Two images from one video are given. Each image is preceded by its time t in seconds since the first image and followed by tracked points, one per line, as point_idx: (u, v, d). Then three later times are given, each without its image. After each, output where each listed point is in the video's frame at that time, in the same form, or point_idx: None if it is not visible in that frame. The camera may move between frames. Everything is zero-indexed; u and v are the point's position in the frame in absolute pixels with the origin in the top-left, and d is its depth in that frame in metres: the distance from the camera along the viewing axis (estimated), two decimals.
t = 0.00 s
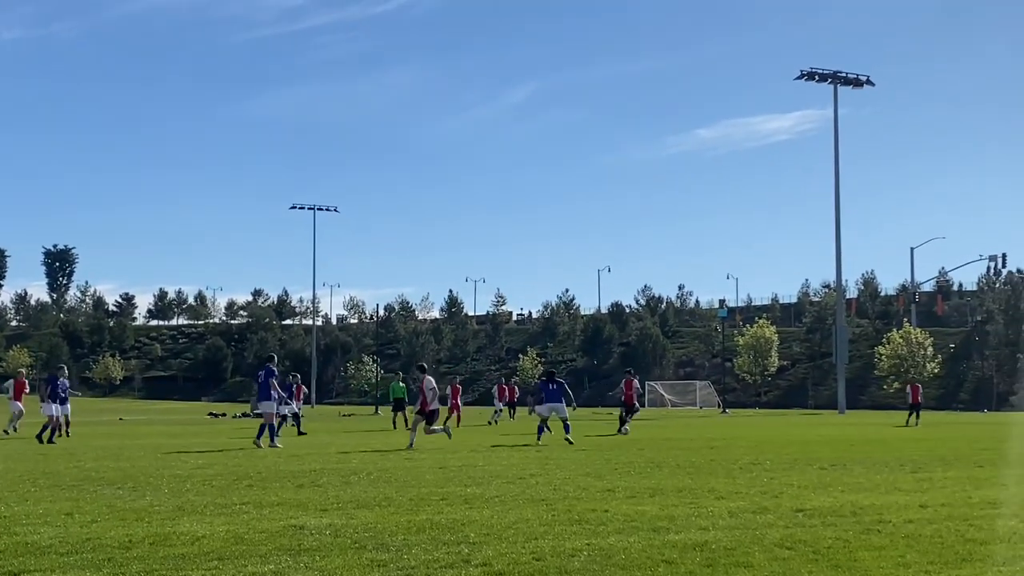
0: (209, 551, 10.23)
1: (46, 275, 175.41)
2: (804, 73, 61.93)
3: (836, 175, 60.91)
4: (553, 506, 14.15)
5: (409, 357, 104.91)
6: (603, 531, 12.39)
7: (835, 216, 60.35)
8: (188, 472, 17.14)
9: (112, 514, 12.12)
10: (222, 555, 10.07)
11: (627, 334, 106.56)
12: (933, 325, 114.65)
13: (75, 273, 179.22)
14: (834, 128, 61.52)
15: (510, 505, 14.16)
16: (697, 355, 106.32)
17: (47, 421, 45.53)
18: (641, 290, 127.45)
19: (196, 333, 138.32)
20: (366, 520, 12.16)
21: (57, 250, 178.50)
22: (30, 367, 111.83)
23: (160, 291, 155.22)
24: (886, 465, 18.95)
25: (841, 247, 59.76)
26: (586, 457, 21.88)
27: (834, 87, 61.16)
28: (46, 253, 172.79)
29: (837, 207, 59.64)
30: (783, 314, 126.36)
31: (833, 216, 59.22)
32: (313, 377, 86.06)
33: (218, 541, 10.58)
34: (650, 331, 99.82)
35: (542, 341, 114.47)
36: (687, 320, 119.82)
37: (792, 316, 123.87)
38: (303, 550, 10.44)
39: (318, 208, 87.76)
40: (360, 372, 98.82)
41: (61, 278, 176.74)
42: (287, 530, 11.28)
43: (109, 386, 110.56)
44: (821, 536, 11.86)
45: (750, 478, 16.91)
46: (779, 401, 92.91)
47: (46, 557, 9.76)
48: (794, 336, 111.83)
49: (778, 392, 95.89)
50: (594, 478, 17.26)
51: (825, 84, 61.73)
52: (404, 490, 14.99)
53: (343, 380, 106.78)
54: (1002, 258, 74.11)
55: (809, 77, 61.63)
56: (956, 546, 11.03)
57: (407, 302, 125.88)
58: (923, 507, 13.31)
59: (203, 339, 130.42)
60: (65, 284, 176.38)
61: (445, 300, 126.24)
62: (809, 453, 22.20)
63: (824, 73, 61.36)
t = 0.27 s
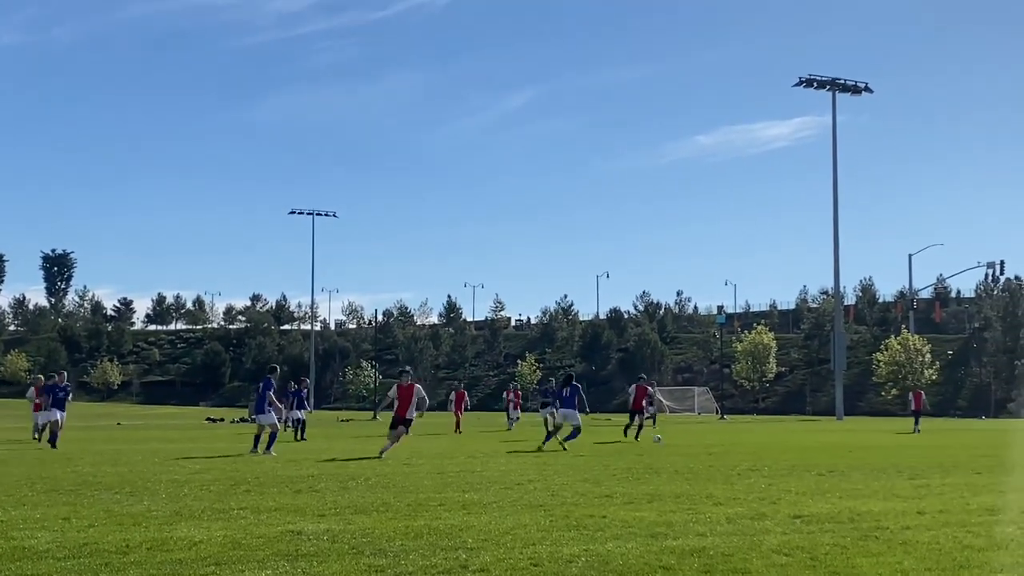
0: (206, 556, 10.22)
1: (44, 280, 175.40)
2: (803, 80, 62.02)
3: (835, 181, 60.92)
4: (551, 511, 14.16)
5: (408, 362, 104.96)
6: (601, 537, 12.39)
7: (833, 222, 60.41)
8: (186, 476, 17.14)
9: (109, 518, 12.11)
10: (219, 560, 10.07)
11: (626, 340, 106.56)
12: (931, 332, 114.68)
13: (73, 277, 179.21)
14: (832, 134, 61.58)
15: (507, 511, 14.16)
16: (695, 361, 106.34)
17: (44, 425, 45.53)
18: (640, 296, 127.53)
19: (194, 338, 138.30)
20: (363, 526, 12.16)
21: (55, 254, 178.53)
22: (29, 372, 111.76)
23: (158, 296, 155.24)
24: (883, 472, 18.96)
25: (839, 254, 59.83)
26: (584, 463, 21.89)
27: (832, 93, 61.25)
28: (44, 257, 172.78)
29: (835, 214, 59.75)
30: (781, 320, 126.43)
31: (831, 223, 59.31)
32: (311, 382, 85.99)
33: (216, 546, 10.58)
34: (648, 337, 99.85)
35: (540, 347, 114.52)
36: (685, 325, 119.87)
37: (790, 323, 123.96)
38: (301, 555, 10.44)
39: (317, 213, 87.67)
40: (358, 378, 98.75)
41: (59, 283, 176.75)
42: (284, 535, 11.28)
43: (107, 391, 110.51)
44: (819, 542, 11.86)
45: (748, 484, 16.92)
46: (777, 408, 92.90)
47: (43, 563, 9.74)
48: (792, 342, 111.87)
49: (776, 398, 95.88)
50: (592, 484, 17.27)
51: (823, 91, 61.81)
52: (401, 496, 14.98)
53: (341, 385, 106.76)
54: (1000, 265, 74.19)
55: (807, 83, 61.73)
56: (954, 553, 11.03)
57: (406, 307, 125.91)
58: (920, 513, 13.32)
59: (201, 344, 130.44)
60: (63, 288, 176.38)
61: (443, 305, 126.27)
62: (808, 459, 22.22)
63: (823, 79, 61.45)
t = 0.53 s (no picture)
0: (201, 560, 10.23)
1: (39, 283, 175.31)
2: (799, 85, 62.09)
3: (830, 186, 60.94)
4: (546, 516, 14.16)
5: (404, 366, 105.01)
6: (595, 541, 12.40)
7: (829, 228, 60.46)
8: (181, 480, 17.16)
9: (104, 523, 12.11)
10: (214, 564, 10.07)
11: (621, 345, 106.65)
12: (926, 337, 114.82)
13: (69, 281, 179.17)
14: (828, 140, 61.63)
15: (502, 515, 14.17)
16: (691, 366, 106.42)
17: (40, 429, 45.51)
18: (635, 301, 127.67)
19: (189, 342, 138.27)
20: (358, 530, 12.17)
21: (50, 258, 178.49)
22: (24, 376, 111.65)
23: (154, 300, 155.20)
24: (879, 476, 18.96)
25: (834, 260, 59.92)
26: (580, 468, 21.88)
27: (828, 99, 61.31)
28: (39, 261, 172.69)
29: (831, 219, 59.85)
30: (777, 325, 126.57)
31: (827, 229, 59.38)
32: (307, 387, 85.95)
33: (211, 551, 10.59)
34: (644, 342, 99.87)
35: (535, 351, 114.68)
36: (681, 331, 119.96)
37: (785, 328, 124.09)
38: (295, 560, 10.45)
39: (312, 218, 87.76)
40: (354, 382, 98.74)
41: (55, 286, 176.65)
42: (279, 540, 11.28)
43: (102, 395, 110.45)
44: (812, 547, 11.88)
45: (743, 489, 16.92)
46: (772, 413, 92.94)
47: (37, 566, 9.75)
48: (787, 347, 111.98)
49: (771, 403, 95.96)
50: (587, 488, 17.28)
51: (818, 96, 61.87)
52: (397, 500, 15.00)
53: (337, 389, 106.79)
54: (994, 271, 74.34)
55: (803, 89, 61.80)
56: (948, 557, 11.04)
57: (402, 312, 125.92)
58: (914, 518, 13.33)
59: (197, 348, 130.47)
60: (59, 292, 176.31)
61: (439, 310, 126.35)
62: (803, 464, 22.23)
63: (818, 85, 61.53)
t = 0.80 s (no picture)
0: (189, 564, 10.23)
1: (29, 286, 174.91)
2: (788, 90, 62.22)
3: (820, 190, 61.04)
4: (535, 519, 14.18)
5: (394, 369, 104.90)
6: (584, 545, 12.41)
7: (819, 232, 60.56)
8: (171, 484, 17.15)
9: (92, 526, 12.10)
10: (203, 568, 10.07)
11: (611, 348, 106.65)
12: (915, 342, 115.10)
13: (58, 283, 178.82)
14: (818, 144, 61.76)
15: (492, 518, 14.18)
16: (681, 370, 106.49)
17: (29, 433, 45.41)
18: (626, 305, 127.76)
19: (179, 345, 138.06)
20: (348, 533, 12.16)
21: (39, 260, 178.11)
22: (13, 379, 111.37)
23: (144, 303, 154.94)
24: (868, 481, 19.00)
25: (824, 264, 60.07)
26: (570, 471, 21.92)
27: (817, 103, 61.44)
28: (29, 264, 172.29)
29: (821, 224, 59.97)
30: (767, 329, 126.75)
31: (818, 233, 59.51)
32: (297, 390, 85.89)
33: (199, 554, 10.60)
34: (634, 346, 99.89)
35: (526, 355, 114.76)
36: (671, 335, 120.04)
37: (775, 332, 124.29)
38: (284, 563, 10.45)
39: (302, 221, 87.67)
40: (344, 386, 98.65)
41: (44, 289, 176.26)
42: (268, 544, 11.27)
43: (91, 398, 110.22)
44: (801, 551, 11.90)
45: (732, 493, 16.95)
46: (762, 416, 93.04)
47: (25, 571, 9.73)
48: (777, 351, 112.13)
49: (761, 407, 96.04)
50: (576, 492, 17.30)
51: (808, 101, 62.00)
52: (387, 504, 15.00)
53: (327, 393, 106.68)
54: (983, 275, 74.60)
55: (793, 93, 61.93)
56: (935, 561, 11.07)
57: (392, 316, 125.87)
58: (902, 523, 13.36)
59: (187, 351, 130.27)
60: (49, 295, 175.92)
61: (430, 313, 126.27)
62: (791, 468, 22.28)
63: (808, 90, 61.66)
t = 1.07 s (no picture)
0: (171, 567, 10.20)
1: (12, 287, 174.15)
2: (773, 93, 62.35)
3: (804, 193, 61.19)
4: (519, 522, 14.18)
5: (379, 371, 104.75)
6: (568, 547, 12.41)
7: (804, 235, 60.71)
8: (153, 486, 17.11)
9: (75, 529, 12.05)
10: (186, 571, 10.04)
11: (597, 351, 106.68)
12: (898, 344, 115.42)
13: (41, 285, 178.12)
14: (802, 147, 61.89)
15: (476, 521, 14.17)
16: (666, 372, 106.60)
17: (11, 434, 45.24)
18: (611, 307, 127.82)
19: (163, 347, 137.64)
20: (331, 536, 12.14)
21: (22, 262, 177.36)
22: None
23: (128, 305, 154.41)
24: (852, 483, 19.05)
25: (808, 267, 60.25)
26: (554, 473, 21.93)
27: (802, 107, 61.58)
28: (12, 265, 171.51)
29: (805, 227, 60.15)
30: (751, 331, 126.99)
31: (802, 236, 59.68)
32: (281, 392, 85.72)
33: (182, 557, 10.57)
34: (619, 348, 99.89)
35: (511, 357, 114.78)
36: (656, 337, 120.15)
37: (760, 334, 124.56)
38: (267, 566, 10.43)
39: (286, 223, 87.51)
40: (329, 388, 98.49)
41: (27, 290, 175.55)
42: (251, 546, 11.24)
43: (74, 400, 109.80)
44: (785, 553, 11.92)
45: (716, 495, 16.98)
46: (746, 419, 93.19)
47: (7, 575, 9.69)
48: (761, 353, 112.34)
49: (746, 409, 96.19)
50: (560, 494, 17.29)
51: (793, 104, 62.15)
52: (371, 506, 14.99)
53: (312, 395, 106.49)
54: (966, 277, 74.97)
55: (777, 97, 62.07)
56: (917, 564, 11.11)
57: (377, 318, 125.68)
58: (885, 524, 13.39)
59: (171, 353, 129.90)
60: (31, 296, 175.19)
61: (414, 315, 126.14)
62: (774, 470, 22.34)
63: (792, 93, 61.80)
